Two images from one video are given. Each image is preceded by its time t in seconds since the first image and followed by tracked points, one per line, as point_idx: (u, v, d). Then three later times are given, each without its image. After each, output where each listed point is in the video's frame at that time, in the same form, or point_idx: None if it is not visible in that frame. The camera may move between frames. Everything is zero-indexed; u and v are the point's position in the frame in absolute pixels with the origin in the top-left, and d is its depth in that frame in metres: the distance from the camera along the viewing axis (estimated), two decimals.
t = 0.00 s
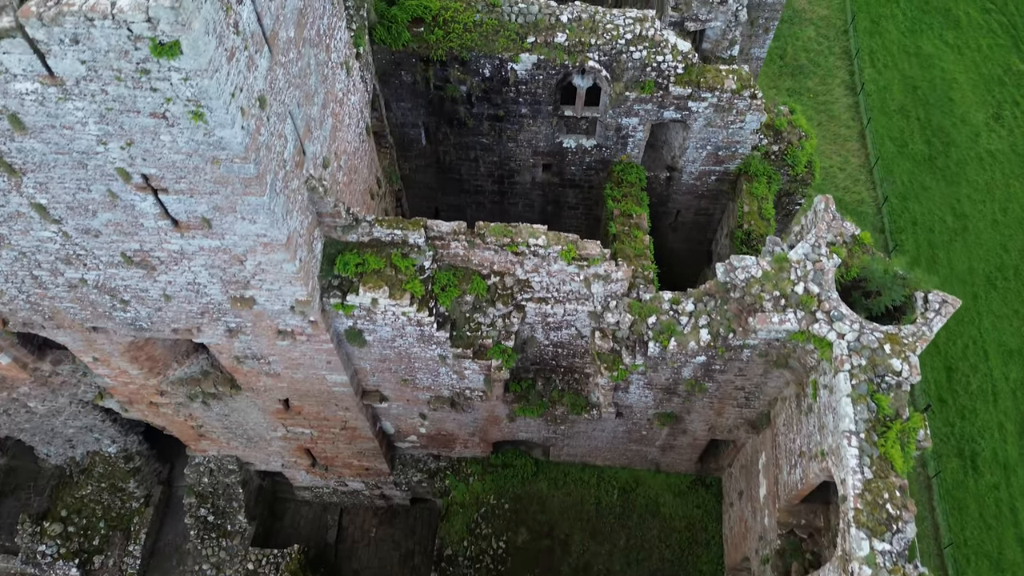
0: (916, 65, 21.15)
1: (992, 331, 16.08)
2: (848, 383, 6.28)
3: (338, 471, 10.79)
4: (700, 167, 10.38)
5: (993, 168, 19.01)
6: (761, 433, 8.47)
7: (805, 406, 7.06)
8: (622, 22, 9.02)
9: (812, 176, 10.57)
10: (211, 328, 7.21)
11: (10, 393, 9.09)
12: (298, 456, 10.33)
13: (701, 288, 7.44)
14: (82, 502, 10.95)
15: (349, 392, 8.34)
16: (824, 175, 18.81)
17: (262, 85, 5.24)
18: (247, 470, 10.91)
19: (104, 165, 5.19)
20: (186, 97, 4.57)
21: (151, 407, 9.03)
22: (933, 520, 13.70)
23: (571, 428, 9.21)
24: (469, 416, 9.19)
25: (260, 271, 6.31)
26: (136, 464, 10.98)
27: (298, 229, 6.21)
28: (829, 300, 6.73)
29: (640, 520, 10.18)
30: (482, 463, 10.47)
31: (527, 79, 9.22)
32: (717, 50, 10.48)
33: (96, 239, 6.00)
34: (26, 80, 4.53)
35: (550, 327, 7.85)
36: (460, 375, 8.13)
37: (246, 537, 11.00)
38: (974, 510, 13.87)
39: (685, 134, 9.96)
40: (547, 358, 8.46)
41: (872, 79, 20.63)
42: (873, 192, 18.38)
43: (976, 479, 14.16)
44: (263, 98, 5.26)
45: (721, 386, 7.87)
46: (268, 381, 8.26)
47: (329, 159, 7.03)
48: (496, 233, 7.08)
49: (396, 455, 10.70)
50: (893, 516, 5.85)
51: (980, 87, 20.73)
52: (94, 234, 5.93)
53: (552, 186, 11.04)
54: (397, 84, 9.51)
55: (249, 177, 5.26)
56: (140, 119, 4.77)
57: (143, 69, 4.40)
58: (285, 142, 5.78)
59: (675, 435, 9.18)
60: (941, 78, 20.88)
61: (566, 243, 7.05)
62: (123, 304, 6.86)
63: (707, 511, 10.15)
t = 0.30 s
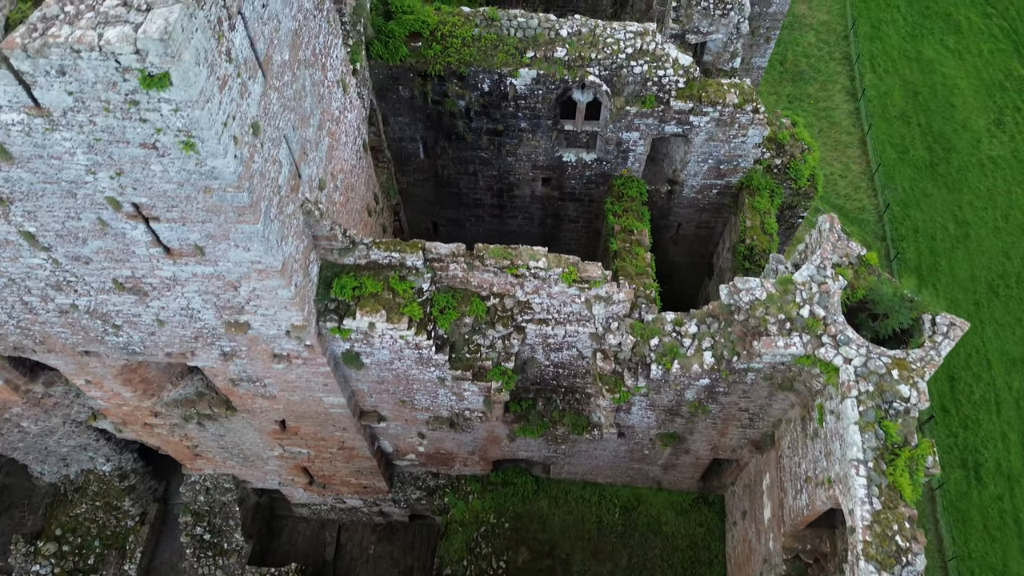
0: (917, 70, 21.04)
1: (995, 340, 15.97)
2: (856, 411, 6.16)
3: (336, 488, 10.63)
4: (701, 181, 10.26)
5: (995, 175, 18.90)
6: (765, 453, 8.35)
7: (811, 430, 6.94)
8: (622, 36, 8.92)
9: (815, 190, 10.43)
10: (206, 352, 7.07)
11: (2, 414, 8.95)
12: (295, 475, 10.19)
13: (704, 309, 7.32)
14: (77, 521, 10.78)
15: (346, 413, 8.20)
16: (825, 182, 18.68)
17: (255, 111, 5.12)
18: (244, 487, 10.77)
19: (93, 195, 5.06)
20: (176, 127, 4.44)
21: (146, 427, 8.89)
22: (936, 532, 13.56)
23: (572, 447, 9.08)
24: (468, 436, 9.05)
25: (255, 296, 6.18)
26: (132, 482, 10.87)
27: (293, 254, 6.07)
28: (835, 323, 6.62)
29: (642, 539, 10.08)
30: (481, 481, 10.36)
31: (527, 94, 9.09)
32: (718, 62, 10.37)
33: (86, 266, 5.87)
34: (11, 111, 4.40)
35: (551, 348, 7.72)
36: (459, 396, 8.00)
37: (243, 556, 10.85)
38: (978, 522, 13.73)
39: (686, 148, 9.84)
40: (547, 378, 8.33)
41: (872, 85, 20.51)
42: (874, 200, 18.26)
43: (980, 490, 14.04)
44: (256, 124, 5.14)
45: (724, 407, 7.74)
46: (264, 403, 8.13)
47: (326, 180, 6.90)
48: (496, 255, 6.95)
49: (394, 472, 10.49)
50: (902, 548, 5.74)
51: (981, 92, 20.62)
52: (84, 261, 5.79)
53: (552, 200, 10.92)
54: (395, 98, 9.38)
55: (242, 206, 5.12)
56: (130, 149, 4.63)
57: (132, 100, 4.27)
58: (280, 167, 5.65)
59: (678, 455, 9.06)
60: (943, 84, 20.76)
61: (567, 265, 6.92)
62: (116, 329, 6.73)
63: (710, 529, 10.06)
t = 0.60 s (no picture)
0: (915, 75, 20.94)
1: (996, 348, 15.88)
2: (863, 437, 6.04)
3: (334, 507, 10.49)
4: (702, 194, 10.14)
5: (995, 180, 18.80)
6: (768, 473, 8.22)
7: (816, 454, 6.82)
8: (621, 50, 8.80)
9: (816, 202, 10.31)
10: (199, 377, 6.93)
11: None
12: (292, 494, 10.04)
13: (707, 329, 7.21)
14: (70, 541, 10.77)
15: (343, 436, 8.07)
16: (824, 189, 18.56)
17: (247, 139, 4.99)
18: (240, 506, 10.62)
19: (81, 226, 4.93)
20: (165, 159, 4.31)
21: (139, 450, 8.75)
22: (939, 543, 13.44)
23: (572, 467, 8.94)
24: (467, 456, 8.90)
25: (248, 323, 6.04)
26: (126, 501, 10.71)
27: (288, 280, 5.94)
28: (841, 346, 6.50)
29: (644, 557, 9.98)
30: (481, 499, 10.19)
31: (524, 109, 8.97)
32: (718, 74, 10.22)
33: (75, 294, 5.73)
34: None
35: (551, 369, 7.59)
36: (458, 418, 7.86)
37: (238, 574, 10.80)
38: (981, 532, 13.61)
39: (686, 161, 9.72)
40: (547, 399, 8.20)
41: (871, 90, 20.41)
42: (874, 206, 18.13)
43: (983, 500, 13.92)
44: (248, 152, 5.01)
45: (728, 429, 7.62)
46: (259, 426, 7.99)
47: (321, 202, 6.77)
48: (495, 278, 6.81)
49: (392, 490, 10.29)
50: None
51: (980, 97, 20.52)
52: (74, 289, 5.65)
53: (551, 213, 10.80)
54: (391, 113, 9.25)
55: (235, 237, 4.99)
56: (118, 181, 4.51)
57: (119, 133, 4.14)
58: (273, 194, 5.52)
59: (680, 474, 8.93)
60: (942, 88, 20.67)
61: (568, 287, 6.77)
62: (107, 355, 6.59)
63: (713, 547, 9.94)
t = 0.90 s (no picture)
0: (913, 78, 20.85)
1: (997, 353, 15.80)
2: (869, 461, 5.92)
3: (331, 524, 10.32)
4: (701, 206, 10.03)
5: (994, 184, 18.71)
6: (771, 491, 8.09)
7: (821, 476, 6.70)
8: (619, 62, 8.68)
9: (817, 213, 10.19)
10: (192, 401, 6.79)
11: None
12: (288, 513, 9.88)
13: (709, 348, 7.09)
14: (64, 561, 10.55)
15: (339, 457, 7.92)
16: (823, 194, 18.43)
17: (238, 165, 4.86)
18: (235, 524, 10.48)
19: (67, 256, 4.79)
20: (153, 190, 4.18)
21: (132, 471, 8.59)
22: (942, 552, 13.30)
23: (573, 485, 8.80)
24: (466, 475, 8.75)
25: (241, 349, 5.90)
26: (119, 520, 10.59)
27: (281, 306, 5.80)
28: (846, 367, 6.39)
29: (645, 574, 9.89)
30: (480, 516, 10.08)
31: (521, 122, 8.85)
32: (717, 84, 10.12)
33: (63, 322, 5.59)
34: None
35: (550, 389, 7.45)
36: (456, 438, 7.72)
37: None
38: (984, 541, 13.49)
39: (685, 173, 9.61)
40: (547, 418, 8.06)
41: (869, 94, 20.32)
42: (873, 211, 17.99)
43: (985, 508, 13.80)
44: (239, 178, 4.88)
45: (731, 448, 7.49)
46: (254, 448, 7.84)
47: (315, 223, 6.64)
48: (492, 299, 6.66)
49: (390, 508, 10.08)
50: None
51: (978, 100, 20.44)
52: (61, 318, 5.51)
53: (548, 225, 10.67)
54: (386, 127, 9.11)
55: (226, 266, 4.85)
56: (104, 212, 4.37)
57: (104, 166, 4.00)
58: (266, 219, 5.39)
59: (682, 491, 8.79)
60: (939, 92, 20.58)
61: (567, 308, 6.65)
62: (97, 381, 6.45)
63: (715, 564, 9.83)
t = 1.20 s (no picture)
0: (910, 81, 20.77)
1: (998, 359, 15.74)
2: (876, 486, 5.81)
3: (328, 542, 10.18)
4: (700, 218, 9.92)
5: (992, 188, 18.62)
6: (774, 509, 7.97)
7: (826, 497, 6.58)
8: (617, 75, 8.57)
9: (817, 225, 10.09)
10: (185, 426, 6.66)
11: None
12: (285, 532, 9.75)
13: (710, 368, 6.98)
14: None
15: (336, 478, 7.80)
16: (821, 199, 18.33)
17: (229, 193, 4.75)
18: (231, 543, 10.33)
19: (54, 287, 4.66)
20: (141, 224, 4.06)
21: (125, 493, 8.46)
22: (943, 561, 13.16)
23: (573, 503, 8.67)
24: (465, 494, 8.62)
25: (235, 377, 5.78)
26: (114, 540, 10.43)
27: (275, 332, 5.68)
28: (851, 389, 6.28)
29: None
30: (479, 533, 10.01)
31: (519, 136, 8.74)
32: (716, 95, 10.02)
33: (51, 351, 5.47)
34: None
35: (550, 410, 7.34)
36: (454, 459, 7.59)
37: None
38: (986, 549, 13.35)
39: (684, 186, 9.50)
40: (547, 437, 7.94)
41: (866, 98, 20.23)
42: (872, 216, 17.88)
43: (987, 517, 13.66)
44: (231, 207, 4.76)
45: (733, 468, 7.38)
46: (249, 470, 7.71)
47: (309, 244, 6.51)
48: (491, 321, 6.53)
49: (388, 525, 9.96)
50: None
51: (976, 104, 20.36)
52: (49, 347, 5.39)
53: (546, 238, 10.56)
54: (382, 142, 9.00)
55: (217, 296, 4.72)
56: (91, 245, 4.25)
57: (90, 200, 3.89)
58: (259, 246, 5.27)
59: (684, 508, 8.67)
60: (937, 95, 20.50)
61: (567, 329, 6.51)
62: (88, 408, 6.32)
63: None
